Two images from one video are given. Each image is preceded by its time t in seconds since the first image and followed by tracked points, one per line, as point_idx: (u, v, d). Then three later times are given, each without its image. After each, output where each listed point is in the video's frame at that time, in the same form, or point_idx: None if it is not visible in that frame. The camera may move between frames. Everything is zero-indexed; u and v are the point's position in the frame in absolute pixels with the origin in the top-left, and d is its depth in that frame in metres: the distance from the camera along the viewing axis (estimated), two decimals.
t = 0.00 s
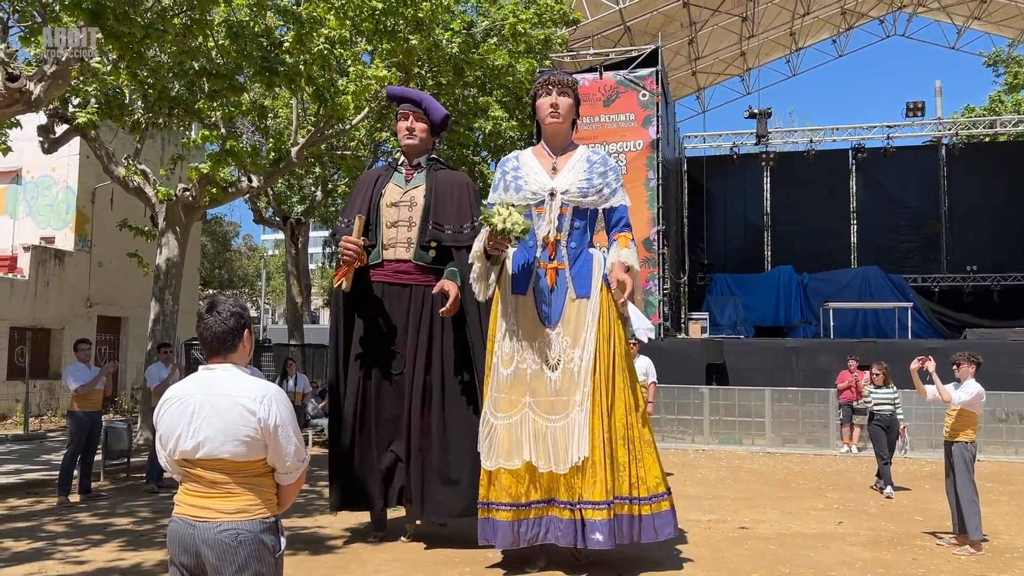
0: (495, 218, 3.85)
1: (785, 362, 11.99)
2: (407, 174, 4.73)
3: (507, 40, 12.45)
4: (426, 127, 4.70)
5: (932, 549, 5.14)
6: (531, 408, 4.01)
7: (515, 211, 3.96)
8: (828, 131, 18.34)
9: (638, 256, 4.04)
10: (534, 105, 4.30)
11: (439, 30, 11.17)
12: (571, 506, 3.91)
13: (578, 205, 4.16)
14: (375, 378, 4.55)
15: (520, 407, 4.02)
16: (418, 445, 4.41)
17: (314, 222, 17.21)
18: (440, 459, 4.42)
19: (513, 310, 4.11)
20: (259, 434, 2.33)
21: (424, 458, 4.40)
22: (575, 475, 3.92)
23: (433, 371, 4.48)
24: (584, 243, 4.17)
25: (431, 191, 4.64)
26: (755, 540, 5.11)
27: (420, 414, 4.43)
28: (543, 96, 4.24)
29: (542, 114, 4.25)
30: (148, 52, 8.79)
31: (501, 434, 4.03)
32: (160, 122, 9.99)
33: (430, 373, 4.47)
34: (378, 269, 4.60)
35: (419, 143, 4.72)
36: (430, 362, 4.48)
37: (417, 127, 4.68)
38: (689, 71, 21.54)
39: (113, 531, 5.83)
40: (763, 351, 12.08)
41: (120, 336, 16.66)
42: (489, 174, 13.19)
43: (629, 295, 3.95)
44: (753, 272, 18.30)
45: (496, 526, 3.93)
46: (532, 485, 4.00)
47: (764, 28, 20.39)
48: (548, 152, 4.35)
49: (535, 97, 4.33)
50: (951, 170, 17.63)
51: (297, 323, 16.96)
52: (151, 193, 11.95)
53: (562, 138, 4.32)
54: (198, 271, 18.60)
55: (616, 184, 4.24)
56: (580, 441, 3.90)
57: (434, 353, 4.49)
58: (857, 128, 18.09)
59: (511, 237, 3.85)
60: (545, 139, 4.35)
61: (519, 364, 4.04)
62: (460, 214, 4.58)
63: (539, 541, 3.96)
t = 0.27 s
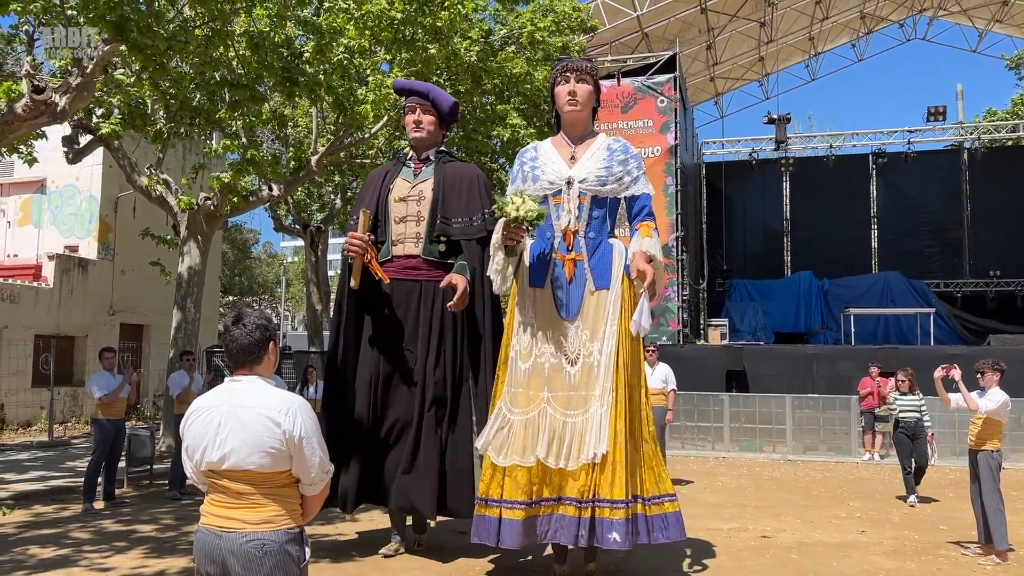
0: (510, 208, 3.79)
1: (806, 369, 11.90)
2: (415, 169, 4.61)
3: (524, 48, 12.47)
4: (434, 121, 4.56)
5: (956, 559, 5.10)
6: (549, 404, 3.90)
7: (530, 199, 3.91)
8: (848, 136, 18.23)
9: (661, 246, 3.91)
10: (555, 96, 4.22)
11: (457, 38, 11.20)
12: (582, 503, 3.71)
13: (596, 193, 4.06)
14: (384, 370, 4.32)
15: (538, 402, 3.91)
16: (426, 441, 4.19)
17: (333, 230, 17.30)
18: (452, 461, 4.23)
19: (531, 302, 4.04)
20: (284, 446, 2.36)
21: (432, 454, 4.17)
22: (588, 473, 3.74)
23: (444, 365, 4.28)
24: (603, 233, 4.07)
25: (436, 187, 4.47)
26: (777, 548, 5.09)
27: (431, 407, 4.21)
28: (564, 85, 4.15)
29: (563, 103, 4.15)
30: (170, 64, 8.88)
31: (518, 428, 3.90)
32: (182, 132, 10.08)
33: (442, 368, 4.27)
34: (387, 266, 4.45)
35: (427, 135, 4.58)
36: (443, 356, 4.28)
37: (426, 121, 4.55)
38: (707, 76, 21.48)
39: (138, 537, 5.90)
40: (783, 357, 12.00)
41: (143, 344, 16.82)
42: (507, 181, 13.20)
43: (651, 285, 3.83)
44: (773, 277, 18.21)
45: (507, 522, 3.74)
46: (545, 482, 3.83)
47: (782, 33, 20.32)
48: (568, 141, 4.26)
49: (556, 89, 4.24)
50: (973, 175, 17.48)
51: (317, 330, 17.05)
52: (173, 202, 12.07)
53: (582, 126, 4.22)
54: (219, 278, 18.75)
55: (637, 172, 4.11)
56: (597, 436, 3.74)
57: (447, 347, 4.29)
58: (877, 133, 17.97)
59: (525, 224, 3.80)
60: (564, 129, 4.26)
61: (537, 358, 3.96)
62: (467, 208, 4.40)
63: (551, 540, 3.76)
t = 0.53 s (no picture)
0: (517, 232, 3.50)
1: (828, 378, 11.81)
2: (426, 182, 4.22)
3: (542, 58, 12.52)
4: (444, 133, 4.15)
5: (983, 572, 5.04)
6: (563, 433, 3.47)
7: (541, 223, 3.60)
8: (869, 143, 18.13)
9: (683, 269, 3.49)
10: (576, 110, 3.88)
11: (475, 50, 11.28)
12: (597, 539, 3.29)
13: (614, 214, 3.67)
14: (392, 394, 3.95)
15: (552, 430, 3.49)
16: (436, 472, 3.80)
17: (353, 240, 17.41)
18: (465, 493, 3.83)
19: (546, 328, 3.66)
20: (307, 460, 2.38)
21: (443, 488, 3.76)
22: (606, 507, 3.31)
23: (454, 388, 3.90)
24: (621, 254, 3.67)
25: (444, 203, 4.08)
26: (801, 561, 5.04)
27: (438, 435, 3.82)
28: (582, 98, 3.79)
29: (582, 118, 3.80)
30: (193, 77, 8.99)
31: (530, 458, 3.48)
32: (204, 144, 10.20)
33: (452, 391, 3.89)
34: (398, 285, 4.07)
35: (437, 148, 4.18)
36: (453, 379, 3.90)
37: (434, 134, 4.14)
38: (726, 84, 21.43)
39: (161, 548, 5.94)
40: (804, 367, 11.93)
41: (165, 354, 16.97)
42: (526, 191, 13.23)
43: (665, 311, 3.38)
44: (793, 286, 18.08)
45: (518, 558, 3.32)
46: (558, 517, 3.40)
47: (802, 40, 20.25)
48: (590, 158, 3.90)
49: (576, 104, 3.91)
50: (996, 182, 17.30)
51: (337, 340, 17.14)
52: (195, 214, 12.20)
53: (605, 141, 3.86)
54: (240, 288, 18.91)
55: (661, 189, 3.69)
56: (615, 468, 3.32)
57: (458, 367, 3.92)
58: (898, 140, 17.85)
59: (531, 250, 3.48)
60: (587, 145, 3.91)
61: (551, 383, 3.54)
62: (477, 220, 3.97)
63: None
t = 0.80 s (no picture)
0: (524, 236, 3.19)
1: (849, 389, 11.68)
2: (436, 189, 3.63)
3: (560, 71, 12.56)
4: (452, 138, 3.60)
5: None
6: (583, 442, 3.04)
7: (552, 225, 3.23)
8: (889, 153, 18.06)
9: (705, 264, 2.98)
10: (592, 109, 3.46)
11: (493, 63, 11.37)
12: (623, 553, 2.82)
13: (630, 213, 3.22)
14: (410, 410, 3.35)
15: (573, 439, 3.06)
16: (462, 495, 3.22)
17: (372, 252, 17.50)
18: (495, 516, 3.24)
19: (566, 334, 3.24)
20: (328, 476, 2.40)
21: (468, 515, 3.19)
22: (628, 521, 2.86)
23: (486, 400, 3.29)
24: (642, 253, 3.19)
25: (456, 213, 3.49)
26: None
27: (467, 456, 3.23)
28: (596, 95, 3.37)
29: (598, 117, 3.38)
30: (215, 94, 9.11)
31: (549, 471, 3.04)
32: (225, 159, 10.33)
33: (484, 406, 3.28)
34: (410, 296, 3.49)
35: (445, 156, 3.61)
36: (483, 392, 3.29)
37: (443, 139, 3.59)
38: (744, 94, 21.38)
39: (182, 561, 5.97)
40: (826, 378, 11.82)
41: (187, 366, 17.12)
42: (544, 203, 13.26)
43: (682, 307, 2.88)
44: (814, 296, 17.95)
45: None
46: (585, 533, 2.93)
47: (821, 50, 20.19)
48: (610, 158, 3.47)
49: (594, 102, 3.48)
50: (1019, 191, 17.13)
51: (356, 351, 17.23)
52: (217, 227, 12.32)
53: (626, 138, 3.41)
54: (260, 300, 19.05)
55: (682, 182, 3.21)
56: (637, 479, 2.88)
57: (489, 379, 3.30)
58: (919, 150, 17.76)
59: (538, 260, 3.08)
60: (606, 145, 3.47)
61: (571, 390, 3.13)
62: (493, 222, 3.39)
63: None
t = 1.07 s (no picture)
0: (530, 249, 3.06)
1: (871, 404, 11.56)
2: (447, 190, 3.41)
3: (577, 86, 12.60)
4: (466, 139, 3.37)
5: None
6: (609, 461, 3.03)
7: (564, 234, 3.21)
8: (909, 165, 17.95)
9: (719, 270, 2.90)
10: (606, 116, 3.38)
11: (510, 79, 11.43)
12: None
13: (644, 221, 3.19)
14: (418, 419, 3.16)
15: (600, 459, 3.05)
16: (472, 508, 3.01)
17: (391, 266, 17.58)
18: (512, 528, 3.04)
19: (588, 351, 3.23)
20: (347, 493, 2.41)
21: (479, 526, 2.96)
22: (657, 543, 2.86)
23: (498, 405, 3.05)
24: (657, 261, 3.16)
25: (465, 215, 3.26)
26: None
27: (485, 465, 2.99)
28: (609, 102, 3.30)
29: (611, 125, 3.31)
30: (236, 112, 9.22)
31: (577, 492, 3.04)
32: (245, 175, 10.44)
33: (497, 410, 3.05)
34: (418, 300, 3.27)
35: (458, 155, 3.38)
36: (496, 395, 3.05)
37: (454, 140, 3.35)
38: (762, 107, 21.34)
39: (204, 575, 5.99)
40: (847, 393, 11.70)
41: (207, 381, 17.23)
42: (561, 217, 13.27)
43: (698, 317, 2.82)
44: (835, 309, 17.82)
45: None
46: (617, 555, 2.94)
47: (839, 62, 20.11)
48: (626, 165, 3.41)
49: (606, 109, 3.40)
50: None
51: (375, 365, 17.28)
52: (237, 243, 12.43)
53: (641, 144, 3.34)
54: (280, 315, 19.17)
55: (698, 187, 3.13)
56: (663, 499, 2.85)
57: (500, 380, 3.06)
58: (940, 162, 17.64)
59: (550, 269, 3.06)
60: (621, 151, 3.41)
61: (595, 409, 3.12)
62: (503, 223, 3.18)
63: None
